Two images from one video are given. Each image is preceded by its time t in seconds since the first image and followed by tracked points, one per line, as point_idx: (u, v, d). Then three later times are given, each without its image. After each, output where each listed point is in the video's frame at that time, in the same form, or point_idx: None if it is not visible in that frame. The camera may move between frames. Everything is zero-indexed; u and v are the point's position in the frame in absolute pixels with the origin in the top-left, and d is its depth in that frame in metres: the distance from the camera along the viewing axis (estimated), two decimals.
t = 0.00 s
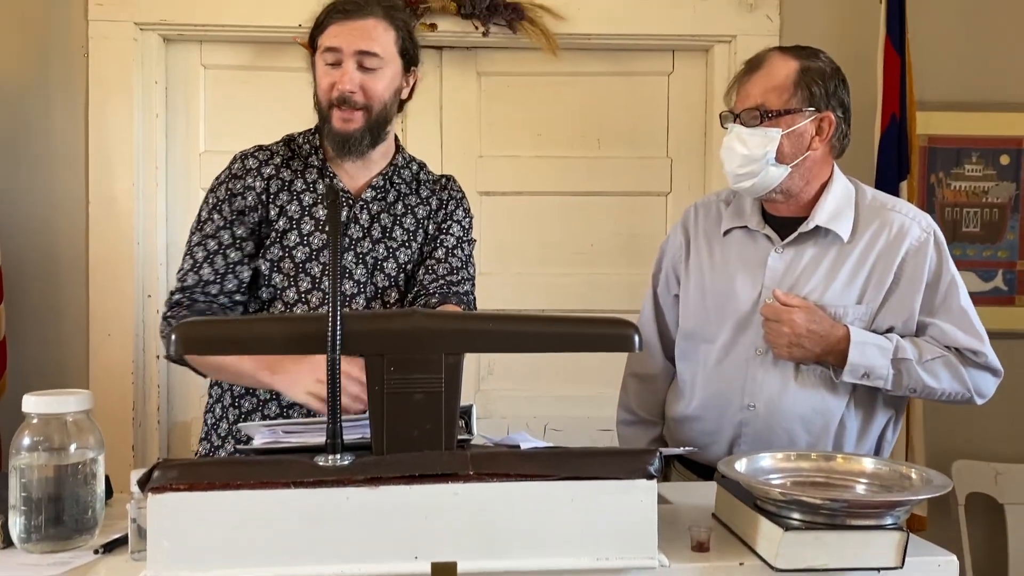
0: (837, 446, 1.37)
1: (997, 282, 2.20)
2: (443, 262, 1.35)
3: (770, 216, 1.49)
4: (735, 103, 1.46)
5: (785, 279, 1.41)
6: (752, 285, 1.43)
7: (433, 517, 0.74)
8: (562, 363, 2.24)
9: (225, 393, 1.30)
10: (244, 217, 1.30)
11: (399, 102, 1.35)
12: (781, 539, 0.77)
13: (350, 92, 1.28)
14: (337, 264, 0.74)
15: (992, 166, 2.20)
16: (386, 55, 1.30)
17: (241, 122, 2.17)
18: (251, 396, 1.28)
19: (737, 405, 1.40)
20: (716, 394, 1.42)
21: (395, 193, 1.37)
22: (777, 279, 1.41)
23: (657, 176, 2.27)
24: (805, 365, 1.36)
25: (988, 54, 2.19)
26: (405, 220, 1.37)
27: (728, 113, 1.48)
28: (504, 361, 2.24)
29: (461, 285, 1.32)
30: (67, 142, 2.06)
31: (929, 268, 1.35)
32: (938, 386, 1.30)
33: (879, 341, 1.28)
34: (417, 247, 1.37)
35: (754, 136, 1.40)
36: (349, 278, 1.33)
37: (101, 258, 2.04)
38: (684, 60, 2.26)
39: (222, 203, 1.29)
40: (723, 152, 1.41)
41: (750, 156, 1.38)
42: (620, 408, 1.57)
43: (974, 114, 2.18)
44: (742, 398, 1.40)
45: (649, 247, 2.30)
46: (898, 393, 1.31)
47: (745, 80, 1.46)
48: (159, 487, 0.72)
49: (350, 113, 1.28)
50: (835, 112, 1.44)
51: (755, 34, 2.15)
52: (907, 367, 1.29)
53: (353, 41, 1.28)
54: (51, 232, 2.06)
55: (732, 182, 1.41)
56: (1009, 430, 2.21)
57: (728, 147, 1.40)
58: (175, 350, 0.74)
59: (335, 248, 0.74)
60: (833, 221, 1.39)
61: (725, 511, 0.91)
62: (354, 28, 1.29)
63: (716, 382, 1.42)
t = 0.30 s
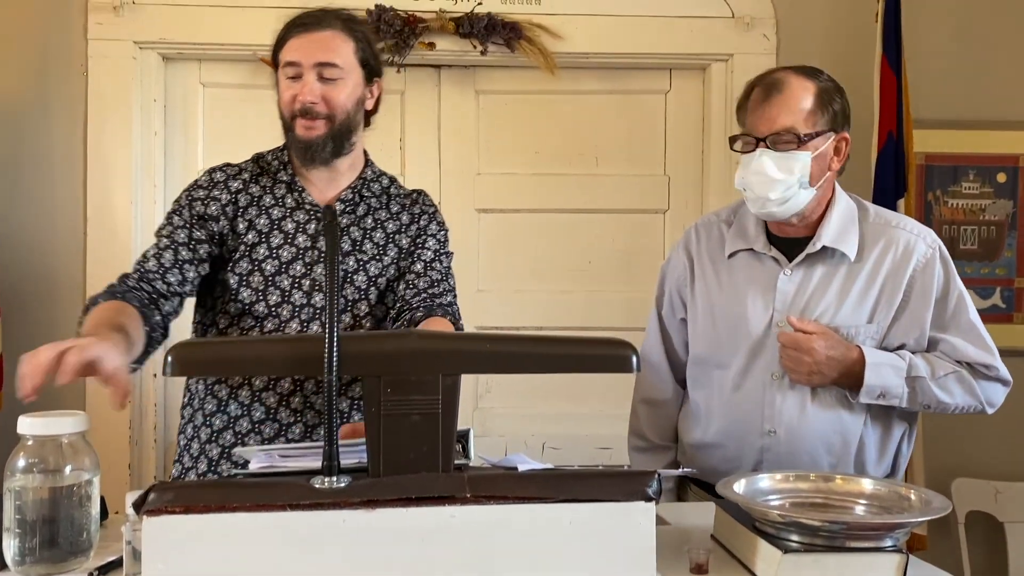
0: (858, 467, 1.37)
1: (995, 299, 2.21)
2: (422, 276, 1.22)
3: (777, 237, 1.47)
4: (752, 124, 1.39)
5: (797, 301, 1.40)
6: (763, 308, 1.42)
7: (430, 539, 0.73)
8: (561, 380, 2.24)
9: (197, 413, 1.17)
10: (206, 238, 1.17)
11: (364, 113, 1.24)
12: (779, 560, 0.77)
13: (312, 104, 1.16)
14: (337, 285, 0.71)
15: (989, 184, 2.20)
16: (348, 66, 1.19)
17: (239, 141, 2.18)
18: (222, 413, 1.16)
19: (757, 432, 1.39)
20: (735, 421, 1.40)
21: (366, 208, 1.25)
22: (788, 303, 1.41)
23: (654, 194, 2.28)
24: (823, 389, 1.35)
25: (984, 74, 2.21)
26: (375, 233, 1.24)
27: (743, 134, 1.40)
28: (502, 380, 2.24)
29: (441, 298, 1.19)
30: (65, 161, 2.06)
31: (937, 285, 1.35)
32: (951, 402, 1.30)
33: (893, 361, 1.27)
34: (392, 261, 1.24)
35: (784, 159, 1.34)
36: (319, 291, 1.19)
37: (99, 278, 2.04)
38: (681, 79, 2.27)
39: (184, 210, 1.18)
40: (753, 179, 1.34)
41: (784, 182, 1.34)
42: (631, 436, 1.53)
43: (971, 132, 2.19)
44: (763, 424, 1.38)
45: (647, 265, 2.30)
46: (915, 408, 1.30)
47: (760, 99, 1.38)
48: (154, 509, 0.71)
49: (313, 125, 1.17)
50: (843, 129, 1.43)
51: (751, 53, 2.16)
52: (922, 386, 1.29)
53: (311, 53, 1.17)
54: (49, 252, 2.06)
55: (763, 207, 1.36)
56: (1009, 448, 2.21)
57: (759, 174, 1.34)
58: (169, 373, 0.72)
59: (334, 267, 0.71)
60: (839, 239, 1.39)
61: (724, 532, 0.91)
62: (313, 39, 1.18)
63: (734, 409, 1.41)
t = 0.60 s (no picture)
0: (863, 488, 1.37)
1: (995, 312, 2.21)
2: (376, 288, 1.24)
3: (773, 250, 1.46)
4: (775, 136, 1.35)
5: (803, 318, 1.39)
6: (769, 325, 1.40)
7: (430, 555, 0.71)
8: (560, 394, 2.24)
9: (141, 431, 1.17)
10: (154, 241, 1.18)
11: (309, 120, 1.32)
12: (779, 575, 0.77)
13: (267, 105, 1.24)
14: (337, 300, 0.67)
15: (987, 198, 2.21)
16: (298, 69, 1.27)
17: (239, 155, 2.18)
18: (168, 429, 1.16)
19: (769, 449, 1.36)
20: (746, 440, 1.37)
21: (307, 219, 1.26)
22: (795, 320, 1.39)
23: (654, 207, 2.28)
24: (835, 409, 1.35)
25: (982, 88, 2.21)
26: (319, 245, 1.25)
27: (764, 144, 1.36)
28: (502, 394, 2.24)
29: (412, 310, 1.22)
30: (65, 173, 2.06)
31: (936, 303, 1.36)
32: (954, 431, 1.31)
33: (908, 406, 1.26)
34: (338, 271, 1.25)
35: (814, 173, 1.33)
36: (263, 304, 1.21)
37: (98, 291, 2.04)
38: (680, 93, 2.28)
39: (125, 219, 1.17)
40: (785, 194, 1.32)
41: (816, 197, 1.33)
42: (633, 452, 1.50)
43: (969, 146, 2.20)
44: (775, 441, 1.36)
45: (647, 278, 2.30)
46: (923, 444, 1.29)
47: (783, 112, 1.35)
48: (153, 525, 0.69)
49: (269, 125, 1.23)
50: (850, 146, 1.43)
51: (750, 66, 2.17)
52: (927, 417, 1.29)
53: (261, 54, 1.24)
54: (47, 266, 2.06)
55: (792, 221, 1.35)
56: (1009, 463, 2.20)
57: (793, 189, 1.32)
58: (172, 387, 0.70)
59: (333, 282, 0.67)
60: (839, 254, 1.38)
61: (723, 549, 0.90)
62: (264, 43, 1.25)
63: (742, 429, 1.38)
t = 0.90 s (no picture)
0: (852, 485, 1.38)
1: (995, 322, 2.21)
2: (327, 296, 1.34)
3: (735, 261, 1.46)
4: (743, 151, 1.36)
5: (781, 322, 1.38)
6: (749, 333, 1.38)
7: (433, 565, 0.71)
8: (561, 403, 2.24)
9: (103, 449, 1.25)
10: (83, 258, 1.22)
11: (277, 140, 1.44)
12: None
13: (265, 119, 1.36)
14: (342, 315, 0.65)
15: (987, 207, 2.21)
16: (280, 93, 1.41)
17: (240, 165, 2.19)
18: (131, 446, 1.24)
19: (765, 452, 1.34)
20: (744, 446, 1.35)
21: (257, 227, 1.35)
22: (772, 323, 1.38)
23: (655, 216, 2.28)
24: (827, 407, 1.34)
25: (981, 98, 2.22)
26: (270, 254, 1.35)
27: (734, 161, 1.37)
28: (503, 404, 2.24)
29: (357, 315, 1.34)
30: (67, 183, 2.07)
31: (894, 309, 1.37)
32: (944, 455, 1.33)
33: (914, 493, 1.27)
34: (290, 282, 1.35)
35: (783, 182, 1.33)
36: (221, 314, 1.28)
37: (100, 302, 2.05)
38: (681, 102, 2.28)
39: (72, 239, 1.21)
40: (760, 206, 1.32)
41: (788, 206, 1.33)
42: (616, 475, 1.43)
43: (969, 157, 2.20)
44: (769, 444, 1.34)
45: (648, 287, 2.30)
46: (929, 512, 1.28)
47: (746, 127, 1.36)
48: (155, 535, 0.69)
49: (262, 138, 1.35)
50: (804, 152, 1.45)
51: (750, 76, 2.18)
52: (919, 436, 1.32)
53: (249, 67, 1.36)
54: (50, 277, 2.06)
55: (768, 231, 1.35)
56: (1011, 472, 2.20)
57: (766, 200, 1.32)
58: (173, 396, 0.70)
59: (337, 296, 0.65)
60: (805, 259, 1.39)
61: (727, 559, 0.90)
62: (263, 60, 1.38)
63: (731, 435, 1.35)
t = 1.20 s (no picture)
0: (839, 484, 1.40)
1: (996, 329, 2.21)
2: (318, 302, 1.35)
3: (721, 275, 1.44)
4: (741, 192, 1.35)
5: (768, 329, 1.38)
6: (737, 342, 1.38)
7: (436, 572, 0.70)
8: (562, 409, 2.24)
9: (98, 455, 1.25)
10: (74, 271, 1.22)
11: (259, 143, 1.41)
12: None
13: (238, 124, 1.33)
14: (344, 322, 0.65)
15: (988, 214, 2.21)
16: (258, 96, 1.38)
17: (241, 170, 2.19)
18: (125, 451, 1.24)
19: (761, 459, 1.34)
20: (740, 454, 1.34)
21: (248, 234, 1.35)
22: (758, 331, 1.38)
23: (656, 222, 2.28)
24: (817, 410, 1.34)
25: (981, 104, 2.22)
26: (263, 261, 1.35)
27: (733, 201, 1.35)
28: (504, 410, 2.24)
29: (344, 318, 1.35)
30: (69, 187, 2.07)
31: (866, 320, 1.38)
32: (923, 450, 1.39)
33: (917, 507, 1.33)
34: (282, 288, 1.35)
35: (778, 221, 1.32)
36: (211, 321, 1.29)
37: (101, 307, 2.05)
38: (681, 109, 2.29)
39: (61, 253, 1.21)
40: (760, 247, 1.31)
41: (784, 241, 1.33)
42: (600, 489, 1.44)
43: (969, 163, 2.21)
44: (766, 451, 1.34)
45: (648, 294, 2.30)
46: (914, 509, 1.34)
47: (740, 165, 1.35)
48: (158, 540, 0.69)
49: (236, 143, 1.32)
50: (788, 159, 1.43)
51: (750, 83, 2.18)
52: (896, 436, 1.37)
53: (218, 74, 1.34)
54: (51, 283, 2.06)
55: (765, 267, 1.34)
56: (1012, 479, 2.20)
57: (765, 241, 1.31)
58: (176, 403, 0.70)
59: (340, 302, 0.65)
60: (787, 269, 1.39)
61: (728, 565, 0.90)
62: (235, 65, 1.35)
63: (723, 443, 1.35)
